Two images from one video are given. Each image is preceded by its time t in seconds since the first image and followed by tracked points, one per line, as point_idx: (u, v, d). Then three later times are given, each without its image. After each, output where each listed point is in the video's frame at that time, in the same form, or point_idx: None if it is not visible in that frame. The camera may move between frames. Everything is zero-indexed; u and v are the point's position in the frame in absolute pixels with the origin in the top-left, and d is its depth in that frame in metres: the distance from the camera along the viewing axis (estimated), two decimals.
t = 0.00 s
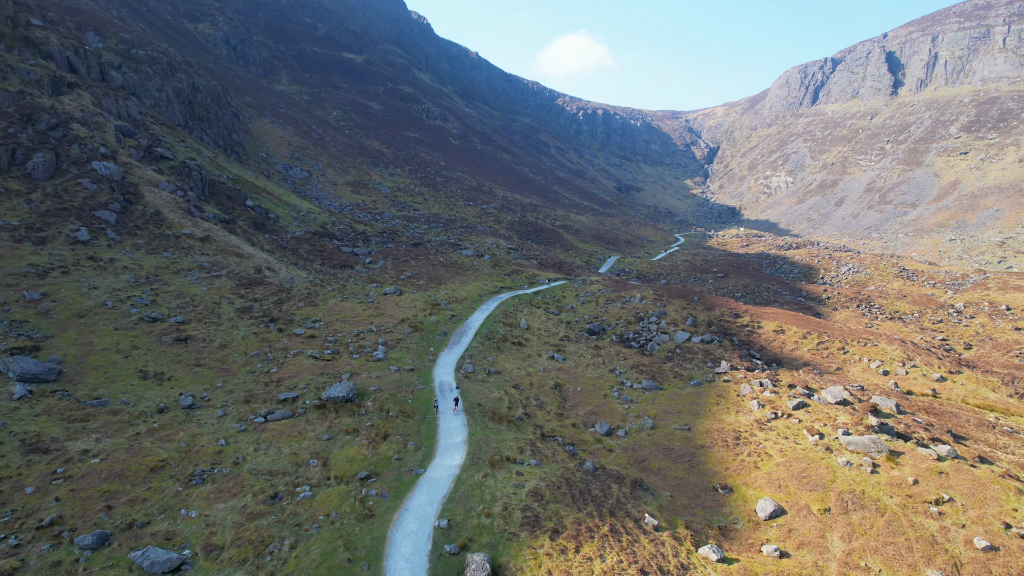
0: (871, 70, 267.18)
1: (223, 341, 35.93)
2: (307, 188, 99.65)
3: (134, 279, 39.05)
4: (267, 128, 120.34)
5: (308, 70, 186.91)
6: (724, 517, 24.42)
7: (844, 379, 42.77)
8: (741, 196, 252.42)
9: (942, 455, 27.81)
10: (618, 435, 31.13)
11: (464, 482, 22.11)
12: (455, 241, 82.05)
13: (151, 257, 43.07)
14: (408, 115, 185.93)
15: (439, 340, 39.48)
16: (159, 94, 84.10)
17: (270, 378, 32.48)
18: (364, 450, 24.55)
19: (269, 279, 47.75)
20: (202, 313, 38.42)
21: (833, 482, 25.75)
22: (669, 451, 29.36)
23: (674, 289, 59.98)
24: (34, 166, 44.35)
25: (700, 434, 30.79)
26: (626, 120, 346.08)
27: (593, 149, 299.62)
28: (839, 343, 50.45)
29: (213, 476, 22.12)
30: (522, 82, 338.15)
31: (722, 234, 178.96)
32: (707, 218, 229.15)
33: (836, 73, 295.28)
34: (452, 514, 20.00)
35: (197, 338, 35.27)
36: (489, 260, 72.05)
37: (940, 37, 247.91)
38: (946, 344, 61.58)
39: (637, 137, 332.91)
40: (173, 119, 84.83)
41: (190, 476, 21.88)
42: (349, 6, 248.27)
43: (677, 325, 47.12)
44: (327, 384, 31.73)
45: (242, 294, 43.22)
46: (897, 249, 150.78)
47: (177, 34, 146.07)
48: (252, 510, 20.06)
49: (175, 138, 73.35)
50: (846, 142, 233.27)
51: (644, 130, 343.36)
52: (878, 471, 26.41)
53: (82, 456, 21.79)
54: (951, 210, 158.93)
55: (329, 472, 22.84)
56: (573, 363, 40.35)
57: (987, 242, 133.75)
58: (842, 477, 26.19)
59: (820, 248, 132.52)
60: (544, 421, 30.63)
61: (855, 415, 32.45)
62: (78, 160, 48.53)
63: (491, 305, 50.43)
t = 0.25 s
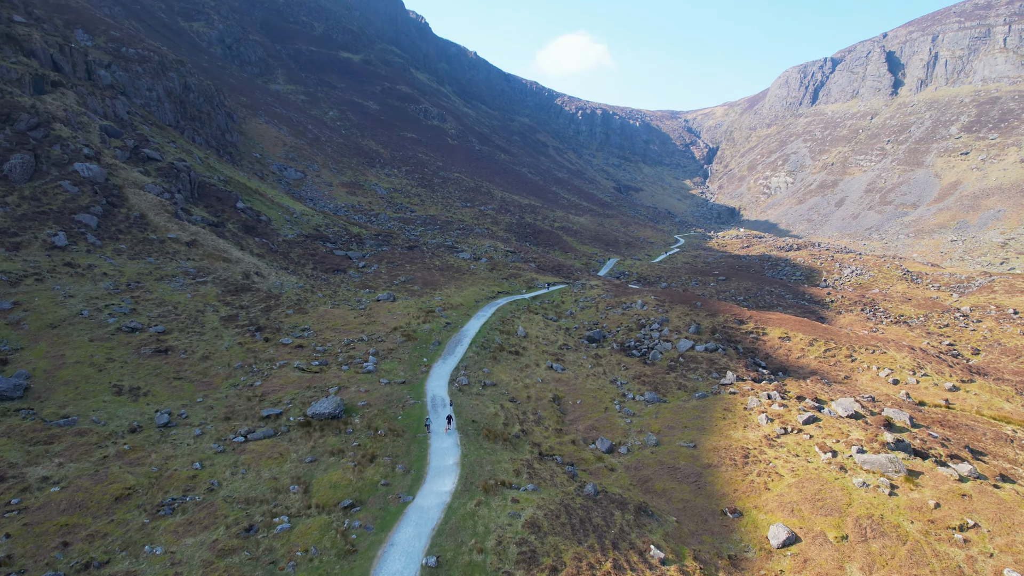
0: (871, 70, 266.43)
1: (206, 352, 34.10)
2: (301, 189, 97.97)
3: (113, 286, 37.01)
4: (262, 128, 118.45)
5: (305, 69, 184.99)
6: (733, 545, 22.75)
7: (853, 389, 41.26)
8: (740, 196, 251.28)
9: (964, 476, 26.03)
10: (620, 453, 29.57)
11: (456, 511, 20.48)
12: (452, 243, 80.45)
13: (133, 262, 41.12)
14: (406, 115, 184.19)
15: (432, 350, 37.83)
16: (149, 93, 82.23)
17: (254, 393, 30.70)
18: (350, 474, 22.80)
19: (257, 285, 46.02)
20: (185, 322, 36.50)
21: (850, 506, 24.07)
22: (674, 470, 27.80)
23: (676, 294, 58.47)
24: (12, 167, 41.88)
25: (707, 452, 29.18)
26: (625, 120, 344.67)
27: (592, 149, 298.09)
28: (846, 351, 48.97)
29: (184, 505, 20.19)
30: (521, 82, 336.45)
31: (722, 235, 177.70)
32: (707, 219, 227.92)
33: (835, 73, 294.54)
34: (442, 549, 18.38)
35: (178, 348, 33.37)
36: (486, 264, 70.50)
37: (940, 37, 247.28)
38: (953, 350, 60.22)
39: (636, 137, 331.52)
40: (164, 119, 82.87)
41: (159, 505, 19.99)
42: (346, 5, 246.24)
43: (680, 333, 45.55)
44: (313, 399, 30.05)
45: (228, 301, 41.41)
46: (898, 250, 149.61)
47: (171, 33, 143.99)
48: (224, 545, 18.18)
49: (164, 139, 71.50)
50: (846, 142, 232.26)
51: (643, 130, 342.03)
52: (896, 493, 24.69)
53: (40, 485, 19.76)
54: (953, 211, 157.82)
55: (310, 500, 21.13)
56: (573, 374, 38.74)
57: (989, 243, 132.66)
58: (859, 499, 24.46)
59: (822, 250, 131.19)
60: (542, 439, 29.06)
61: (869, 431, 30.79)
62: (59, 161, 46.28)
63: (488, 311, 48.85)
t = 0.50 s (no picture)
0: (871, 70, 265.34)
1: (187, 364, 32.33)
2: (296, 190, 96.33)
3: (91, 294, 35.20)
4: (256, 128, 116.72)
5: (302, 69, 183.22)
6: None
7: (864, 400, 39.70)
8: (740, 197, 249.98)
9: (989, 497, 23.98)
10: (622, 472, 27.96)
11: (446, 545, 18.87)
12: (449, 246, 78.91)
13: (115, 269, 39.35)
14: (404, 115, 182.47)
15: (426, 361, 36.17)
16: (140, 92, 80.53)
17: (235, 409, 28.97)
18: (333, 502, 21.15)
19: (245, 292, 44.31)
20: (167, 332, 34.69)
21: (869, 533, 22.32)
22: (680, 492, 26.21)
23: (678, 300, 56.92)
24: None
25: (716, 472, 27.56)
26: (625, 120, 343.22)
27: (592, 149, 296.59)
28: (855, 359, 47.31)
29: (150, 539, 18.38)
30: (520, 82, 334.86)
31: (722, 236, 176.44)
32: (707, 220, 226.64)
33: (836, 72, 293.49)
34: None
35: (158, 360, 31.59)
36: (484, 267, 68.93)
37: (941, 37, 246.32)
38: (962, 356, 58.85)
39: (636, 137, 330.12)
40: (155, 119, 81.15)
41: (122, 540, 18.20)
42: (344, 4, 244.41)
43: (684, 341, 43.96)
44: (298, 416, 28.35)
45: (213, 309, 39.67)
46: (900, 252, 148.34)
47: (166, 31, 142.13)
48: None
49: (155, 139, 69.83)
50: (846, 143, 231.11)
51: (642, 130, 340.61)
52: (919, 518, 22.90)
53: None
54: (954, 212, 156.58)
55: (289, 533, 19.42)
56: (572, 385, 37.12)
57: (991, 244, 131.43)
58: (880, 526, 22.68)
59: (824, 252, 129.86)
60: (540, 458, 27.46)
61: (886, 448, 29.06)
62: (40, 162, 44.36)
63: (485, 318, 47.18)
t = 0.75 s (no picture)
0: (872, 69, 264.15)
1: (167, 377, 30.52)
2: (291, 192, 94.71)
3: (67, 303, 33.35)
4: (251, 128, 114.96)
5: (299, 68, 181.39)
6: None
7: (876, 412, 38.10)
8: (740, 197, 248.68)
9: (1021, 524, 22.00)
10: (625, 495, 26.28)
11: None
12: (446, 249, 77.32)
13: (94, 275, 37.54)
14: (402, 115, 180.75)
15: (419, 373, 34.52)
16: (130, 92, 78.78)
17: (215, 426, 27.22)
18: (313, 535, 19.44)
19: (232, 299, 42.60)
20: (147, 343, 32.90)
21: (891, 564, 20.42)
22: (688, 517, 24.56)
23: (681, 305, 55.38)
24: None
25: (724, 495, 25.90)
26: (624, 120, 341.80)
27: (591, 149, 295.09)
28: (864, 367, 45.76)
29: None
30: (520, 81, 333.15)
31: (723, 237, 175.13)
32: (707, 220, 225.34)
33: (836, 72, 292.34)
34: None
35: (135, 373, 29.80)
36: (482, 271, 67.38)
37: (942, 37, 245.21)
38: (971, 362, 57.41)
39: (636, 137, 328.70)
40: (145, 119, 79.40)
41: None
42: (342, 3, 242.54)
43: (687, 350, 42.43)
44: (282, 435, 26.68)
45: (197, 317, 37.91)
46: (902, 253, 147.03)
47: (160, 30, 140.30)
48: None
49: (144, 139, 68.07)
50: (847, 143, 229.86)
51: (642, 130, 339.20)
52: (945, 547, 20.93)
53: None
54: (956, 212, 155.21)
55: (264, 571, 17.66)
56: (572, 398, 35.47)
57: (994, 245, 130.14)
58: (902, 556, 20.79)
59: (826, 253, 128.50)
60: (538, 481, 25.83)
61: (904, 468, 27.31)
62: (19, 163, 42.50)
63: (482, 325, 45.53)
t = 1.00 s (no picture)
0: (872, 69, 262.93)
1: (145, 391, 28.71)
2: (286, 193, 93.10)
3: (41, 312, 31.49)
4: (246, 128, 113.25)
5: (296, 67, 179.62)
6: None
7: (889, 425, 36.44)
8: (740, 198, 247.32)
9: None
10: (627, 520, 24.62)
11: None
12: (443, 252, 75.81)
13: (71, 282, 35.73)
14: (400, 115, 179.05)
15: (411, 386, 32.89)
16: (121, 91, 77.03)
17: (193, 446, 25.46)
18: (291, 574, 17.75)
19: (218, 307, 40.87)
20: (125, 355, 31.06)
21: None
22: (696, 544, 22.86)
23: (684, 311, 53.81)
24: None
25: (734, 520, 24.15)
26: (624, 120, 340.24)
27: (590, 150, 293.51)
28: (874, 376, 44.15)
29: None
30: (519, 81, 331.44)
31: (723, 238, 173.69)
32: (708, 221, 223.99)
33: (836, 72, 291.16)
34: None
35: (109, 388, 27.96)
36: (479, 274, 65.87)
37: (943, 37, 244.05)
38: (981, 369, 55.97)
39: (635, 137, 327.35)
40: (136, 119, 77.64)
41: None
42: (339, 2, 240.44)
43: (691, 360, 40.89)
44: (263, 456, 24.99)
45: (180, 327, 36.13)
46: (903, 254, 145.69)
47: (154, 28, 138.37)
48: None
49: (132, 140, 66.29)
50: (848, 143, 228.59)
51: (642, 130, 337.80)
52: None
53: None
54: (958, 213, 153.80)
55: None
56: (571, 412, 33.88)
57: (997, 246, 128.84)
58: None
59: (829, 255, 127.06)
60: (536, 506, 24.22)
61: (926, 490, 25.41)
62: None
63: (479, 333, 43.88)
